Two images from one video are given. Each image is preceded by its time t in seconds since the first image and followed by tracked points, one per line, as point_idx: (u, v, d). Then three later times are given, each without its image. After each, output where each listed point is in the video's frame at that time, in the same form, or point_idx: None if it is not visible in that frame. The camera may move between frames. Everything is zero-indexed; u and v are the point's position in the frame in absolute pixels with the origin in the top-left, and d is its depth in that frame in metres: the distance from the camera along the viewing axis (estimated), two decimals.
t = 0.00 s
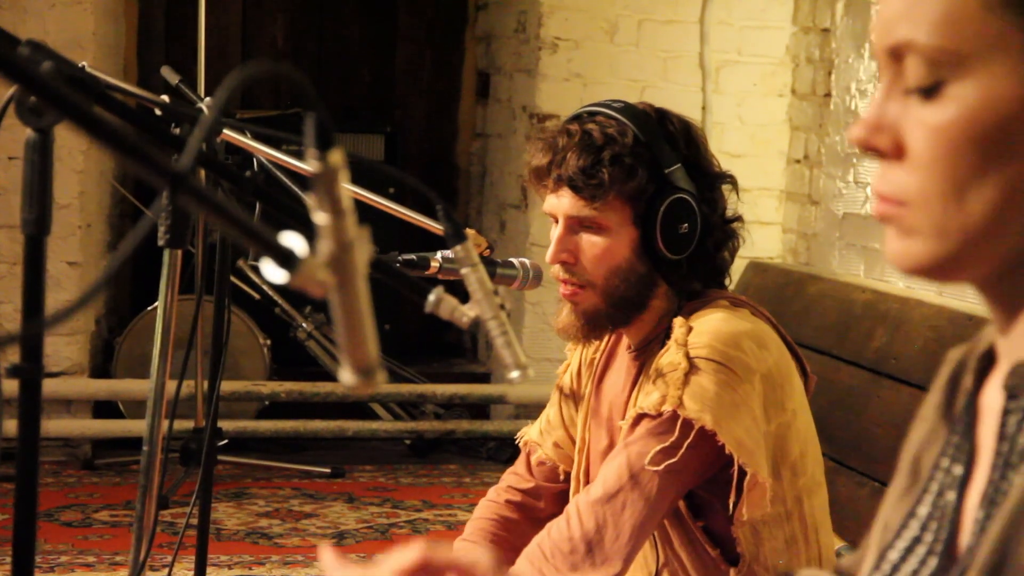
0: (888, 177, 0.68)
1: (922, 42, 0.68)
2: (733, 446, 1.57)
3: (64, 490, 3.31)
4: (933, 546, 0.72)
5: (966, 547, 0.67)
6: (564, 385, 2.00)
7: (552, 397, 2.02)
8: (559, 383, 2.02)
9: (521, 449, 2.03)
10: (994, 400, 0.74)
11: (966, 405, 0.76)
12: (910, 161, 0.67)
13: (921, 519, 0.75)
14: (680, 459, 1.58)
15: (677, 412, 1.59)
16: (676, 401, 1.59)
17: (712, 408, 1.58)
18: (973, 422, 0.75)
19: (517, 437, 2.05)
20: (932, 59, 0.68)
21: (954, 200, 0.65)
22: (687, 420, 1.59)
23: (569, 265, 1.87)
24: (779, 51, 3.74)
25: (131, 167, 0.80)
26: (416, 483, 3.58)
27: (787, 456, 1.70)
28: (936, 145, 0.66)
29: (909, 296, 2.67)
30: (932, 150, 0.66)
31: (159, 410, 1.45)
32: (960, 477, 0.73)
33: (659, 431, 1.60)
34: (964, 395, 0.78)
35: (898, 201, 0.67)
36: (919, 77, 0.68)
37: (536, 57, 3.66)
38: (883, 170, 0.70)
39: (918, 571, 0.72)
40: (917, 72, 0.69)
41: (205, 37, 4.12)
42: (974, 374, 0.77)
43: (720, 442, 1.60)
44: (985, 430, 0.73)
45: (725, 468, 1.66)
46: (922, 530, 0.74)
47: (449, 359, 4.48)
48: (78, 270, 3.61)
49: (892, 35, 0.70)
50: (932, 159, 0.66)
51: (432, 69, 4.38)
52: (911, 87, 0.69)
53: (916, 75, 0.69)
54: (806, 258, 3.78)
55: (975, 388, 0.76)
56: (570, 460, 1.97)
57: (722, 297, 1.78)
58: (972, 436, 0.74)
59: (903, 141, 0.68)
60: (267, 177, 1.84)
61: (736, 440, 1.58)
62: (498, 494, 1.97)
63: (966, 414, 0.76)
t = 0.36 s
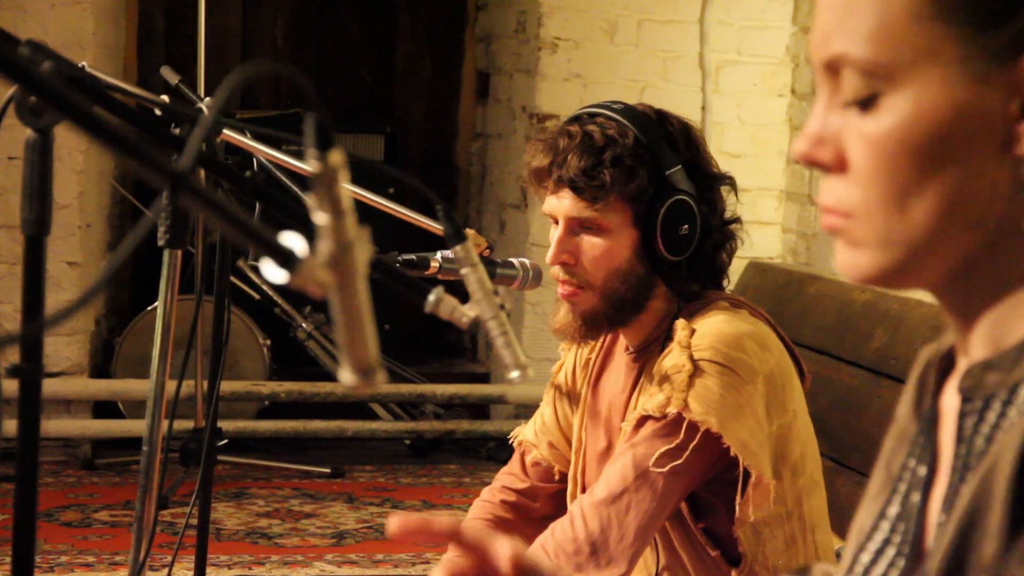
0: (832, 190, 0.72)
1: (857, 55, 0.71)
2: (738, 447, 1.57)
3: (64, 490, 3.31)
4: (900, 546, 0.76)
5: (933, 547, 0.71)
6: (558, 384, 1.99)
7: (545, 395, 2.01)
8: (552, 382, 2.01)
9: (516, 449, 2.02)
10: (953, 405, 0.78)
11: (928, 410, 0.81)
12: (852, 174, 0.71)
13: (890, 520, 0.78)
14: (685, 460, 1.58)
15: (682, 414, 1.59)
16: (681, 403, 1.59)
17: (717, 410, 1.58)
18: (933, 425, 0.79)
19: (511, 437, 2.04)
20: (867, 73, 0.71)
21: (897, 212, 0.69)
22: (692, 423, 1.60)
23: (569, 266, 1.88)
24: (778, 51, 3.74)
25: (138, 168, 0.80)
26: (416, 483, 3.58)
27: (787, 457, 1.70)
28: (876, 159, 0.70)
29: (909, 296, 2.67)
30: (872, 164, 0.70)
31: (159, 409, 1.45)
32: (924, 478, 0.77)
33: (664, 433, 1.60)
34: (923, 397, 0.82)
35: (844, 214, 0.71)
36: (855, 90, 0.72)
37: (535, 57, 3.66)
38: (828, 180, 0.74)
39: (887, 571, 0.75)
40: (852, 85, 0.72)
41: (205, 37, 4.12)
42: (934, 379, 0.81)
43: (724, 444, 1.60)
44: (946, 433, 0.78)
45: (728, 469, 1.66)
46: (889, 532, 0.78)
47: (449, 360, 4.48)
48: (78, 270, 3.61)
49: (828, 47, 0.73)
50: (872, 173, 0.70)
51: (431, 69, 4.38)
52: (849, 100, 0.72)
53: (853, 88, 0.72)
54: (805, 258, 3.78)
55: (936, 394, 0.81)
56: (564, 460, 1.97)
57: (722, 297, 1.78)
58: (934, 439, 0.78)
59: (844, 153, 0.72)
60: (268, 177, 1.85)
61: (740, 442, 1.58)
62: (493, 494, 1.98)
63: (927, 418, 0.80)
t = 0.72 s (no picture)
0: (807, 195, 0.77)
1: (826, 60, 0.76)
2: (741, 445, 1.58)
3: (64, 490, 3.31)
4: (885, 548, 0.79)
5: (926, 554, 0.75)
6: (547, 380, 1.98)
7: (535, 391, 2.00)
8: (541, 378, 2.00)
9: (507, 447, 2.02)
10: (939, 406, 0.82)
11: (907, 409, 0.84)
12: (825, 177, 0.76)
13: (866, 522, 0.82)
14: (689, 459, 1.58)
15: (686, 413, 1.59)
16: (685, 401, 1.59)
17: (721, 409, 1.58)
18: (915, 426, 0.82)
19: (503, 435, 2.03)
20: (834, 78, 0.76)
21: (870, 211, 0.74)
22: (696, 421, 1.60)
23: (569, 263, 1.87)
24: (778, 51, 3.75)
25: (141, 169, 0.80)
26: (416, 483, 3.58)
27: (787, 453, 1.70)
28: (847, 161, 0.75)
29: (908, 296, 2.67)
30: (845, 166, 0.75)
31: (159, 410, 1.45)
32: (906, 479, 0.80)
33: (668, 431, 1.60)
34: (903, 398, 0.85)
35: (819, 216, 0.76)
36: (824, 95, 0.76)
37: (535, 57, 3.66)
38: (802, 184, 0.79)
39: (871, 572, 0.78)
40: (822, 89, 0.76)
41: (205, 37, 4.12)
42: (914, 380, 0.85)
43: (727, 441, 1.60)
44: (930, 434, 0.81)
45: (730, 466, 1.66)
46: (870, 533, 0.81)
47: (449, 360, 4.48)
48: (78, 270, 3.61)
49: (797, 56, 0.78)
50: (843, 175, 0.75)
51: (432, 69, 4.38)
52: (818, 105, 0.77)
53: (822, 92, 0.77)
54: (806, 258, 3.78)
55: (916, 395, 0.84)
56: (556, 457, 1.96)
57: (720, 295, 1.78)
58: (914, 439, 0.82)
59: (817, 157, 0.77)
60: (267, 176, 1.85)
61: (744, 441, 1.58)
62: (486, 492, 1.98)
63: (908, 419, 0.83)
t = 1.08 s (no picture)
0: (838, 197, 0.71)
1: (861, 62, 0.70)
2: (735, 447, 1.57)
3: (64, 490, 3.31)
4: (907, 546, 0.75)
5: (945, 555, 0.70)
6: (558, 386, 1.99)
7: (546, 396, 2.01)
8: (552, 384, 2.01)
9: (515, 451, 2.02)
10: (964, 405, 0.78)
11: (935, 409, 0.80)
12: (859, 181, 0.70)
13: (893, 521, 0.78)
14: (683, 459, 1.58)
15: (679, 413, 1.59)
16: (677, 401, 1.59)
17: (714, 408, 1.58)
18: (942, 424, 0.79)
19: (511, 439, 2.03)
20: (872, 80, 0.70)
21: (906, 216, 0.68)
22: (689, 422, 1.59)
23: (567, 265, 1.87)
24: (778, 52, 3.75)
25: (137, 168, 0.80)
26: (416, 483, 3.58)
27: (786, 456, 1.71)
28: (884, 164, 0.69)
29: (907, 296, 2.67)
30: (879, 170, 0.69)
31: (159, 409, 1.45)
32: (931, 478, 0.77)
33: (661, 432, 1.60)
34: (931, 397, 0.82)
35: (851, 219, 0.70)
36: (860, 97, 0.71)
37: (535, 57, 3.66)
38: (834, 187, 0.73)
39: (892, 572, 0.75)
40: (857, 92, 0.71)
41: (205, 37, 4.13)
42: (941, 380, 0.81)
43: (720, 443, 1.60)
44: (956, 431, 0.77)
45: (727, 468, 1.65)
46: (894, 532, 0.77)
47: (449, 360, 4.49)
48: (78, 270, 3.61)
49: (830, 56, 0.72)
50: (879, 179, 0.69)
51: (432, 69, 4.38)
52: (854, 107, 0.71)
53: (858, 95, 0.71)
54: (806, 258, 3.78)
55: (943, 393, 0.81)
56: (565, 463, 1.97)
57: (718, 297, 1.78)
58: (940, 438, 0.78)
59: (850, 159, 0.71)
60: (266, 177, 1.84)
61: (738, 441, 1.58)
62: (493, 495, 1.98)
63: (936, 417, 0.79)
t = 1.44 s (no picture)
0: (898, 183, 0.68)
1: (927, 46, 0.67)
2: (733, 446, 1.57)
3: (66, 489, 3.31)
4: (951, 535, 0.72)
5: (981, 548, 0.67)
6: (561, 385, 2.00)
7: (549, 396, 2.02)
8: (556, 382, 2.01)
9: (518, 449, 2.02)
10: (1014, 399, 0.74)
11: (985, 405, 0.77)
12: (919, 167, 0.67)
13: (938, 512, 0.75)
14: (680, 459, 1.59)
15: (677, 412, 1.59)
16: (675, 401, 1.59)
17: (711, 407, 1.58)
18: (992, 419, 0.75)
19: (515, 437, 2.04)
20: (936, 65, 0.67)
21: (962, 204, 0.65)
22: (686, 421, 1.59)
23: (566, 264, 1.87)
24: (777, 52, 3.75)
25: (138, 168, 0.80)
26: (417, 482, 3.58)
27: (785, 454, 1.71)
28: (945, 151, 0.66)
29: (907, 295, 2.67)
30: (940, 157, 0.66)
31: (161, 409, 1.46)
32: (977, 472, 0.73)
33: (659, 431, 1.60)
34: (981, 389, 0.78)
35: (909, 205, 0.67)
36: (923, 83, 0.68)
37: (536, 58, 3.67)
38: (893, 174, 0.70)
39: (931, 562, 0.72)
40: (921, 77, 0.68)
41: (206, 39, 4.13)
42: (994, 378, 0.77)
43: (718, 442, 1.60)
44: (1005, 427, 0.74)
45: (726, 467, 1.66)
46: (937, 523, 0.74)
47: (449, 360, 4.49)
48: (80, 270, 3.61)
49: (897, 40, 0.69)
50: (939, 166, 0.66)
51: (432, 70, 4.39)
52: (917, 93, 0.68)
53: (922, 80, 0.68)
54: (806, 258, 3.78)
55: (995, 385, 0.77)
56: (567, 461, 1.97)
57: (718, 297, 1.78)
58: (991, 433, 0.74)
59: (911, 146, 0.68)
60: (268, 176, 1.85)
61: (735, 440, 1.58)
62: (495, 493, 1.99)
63: (985, 411, 0.76)
